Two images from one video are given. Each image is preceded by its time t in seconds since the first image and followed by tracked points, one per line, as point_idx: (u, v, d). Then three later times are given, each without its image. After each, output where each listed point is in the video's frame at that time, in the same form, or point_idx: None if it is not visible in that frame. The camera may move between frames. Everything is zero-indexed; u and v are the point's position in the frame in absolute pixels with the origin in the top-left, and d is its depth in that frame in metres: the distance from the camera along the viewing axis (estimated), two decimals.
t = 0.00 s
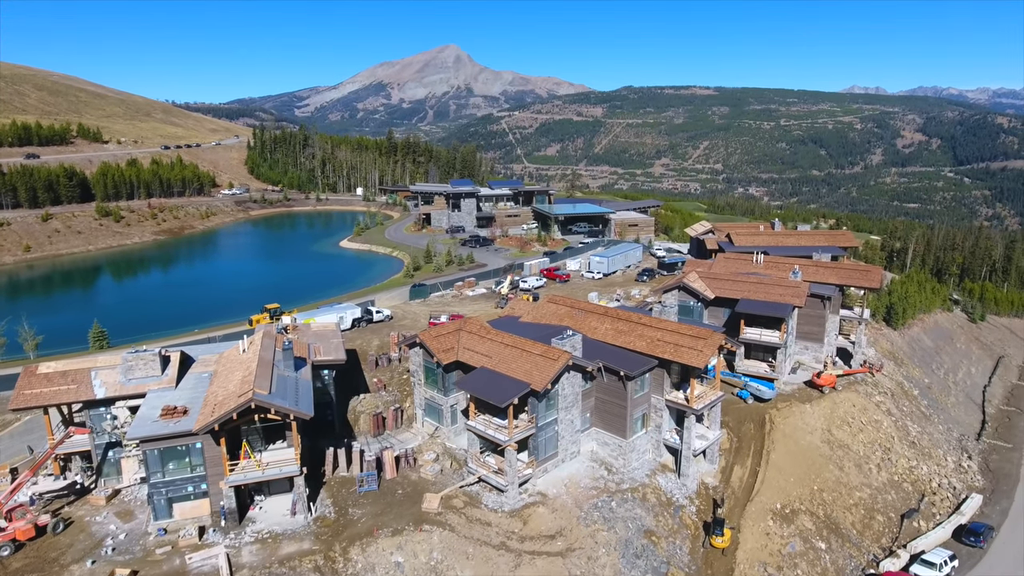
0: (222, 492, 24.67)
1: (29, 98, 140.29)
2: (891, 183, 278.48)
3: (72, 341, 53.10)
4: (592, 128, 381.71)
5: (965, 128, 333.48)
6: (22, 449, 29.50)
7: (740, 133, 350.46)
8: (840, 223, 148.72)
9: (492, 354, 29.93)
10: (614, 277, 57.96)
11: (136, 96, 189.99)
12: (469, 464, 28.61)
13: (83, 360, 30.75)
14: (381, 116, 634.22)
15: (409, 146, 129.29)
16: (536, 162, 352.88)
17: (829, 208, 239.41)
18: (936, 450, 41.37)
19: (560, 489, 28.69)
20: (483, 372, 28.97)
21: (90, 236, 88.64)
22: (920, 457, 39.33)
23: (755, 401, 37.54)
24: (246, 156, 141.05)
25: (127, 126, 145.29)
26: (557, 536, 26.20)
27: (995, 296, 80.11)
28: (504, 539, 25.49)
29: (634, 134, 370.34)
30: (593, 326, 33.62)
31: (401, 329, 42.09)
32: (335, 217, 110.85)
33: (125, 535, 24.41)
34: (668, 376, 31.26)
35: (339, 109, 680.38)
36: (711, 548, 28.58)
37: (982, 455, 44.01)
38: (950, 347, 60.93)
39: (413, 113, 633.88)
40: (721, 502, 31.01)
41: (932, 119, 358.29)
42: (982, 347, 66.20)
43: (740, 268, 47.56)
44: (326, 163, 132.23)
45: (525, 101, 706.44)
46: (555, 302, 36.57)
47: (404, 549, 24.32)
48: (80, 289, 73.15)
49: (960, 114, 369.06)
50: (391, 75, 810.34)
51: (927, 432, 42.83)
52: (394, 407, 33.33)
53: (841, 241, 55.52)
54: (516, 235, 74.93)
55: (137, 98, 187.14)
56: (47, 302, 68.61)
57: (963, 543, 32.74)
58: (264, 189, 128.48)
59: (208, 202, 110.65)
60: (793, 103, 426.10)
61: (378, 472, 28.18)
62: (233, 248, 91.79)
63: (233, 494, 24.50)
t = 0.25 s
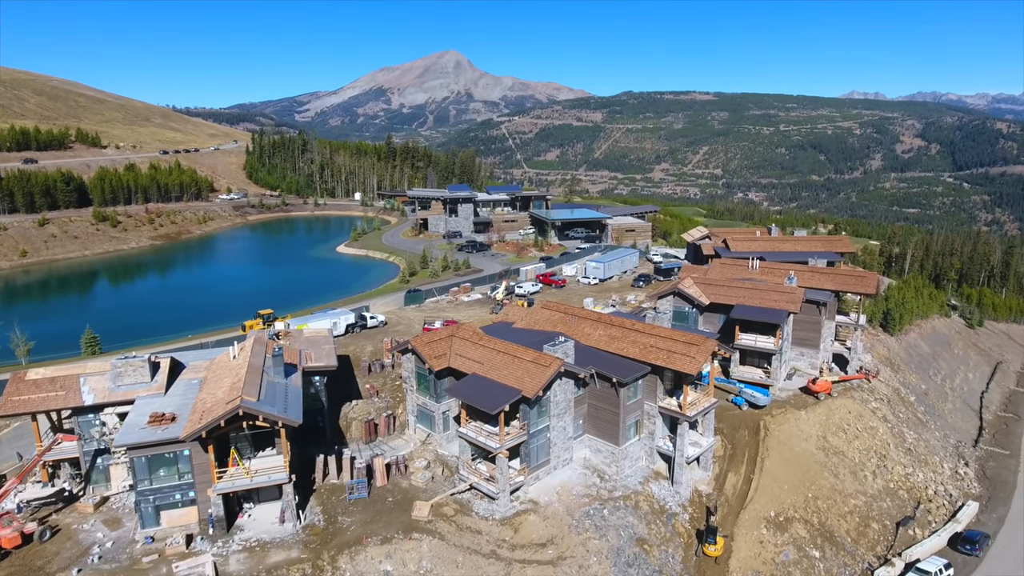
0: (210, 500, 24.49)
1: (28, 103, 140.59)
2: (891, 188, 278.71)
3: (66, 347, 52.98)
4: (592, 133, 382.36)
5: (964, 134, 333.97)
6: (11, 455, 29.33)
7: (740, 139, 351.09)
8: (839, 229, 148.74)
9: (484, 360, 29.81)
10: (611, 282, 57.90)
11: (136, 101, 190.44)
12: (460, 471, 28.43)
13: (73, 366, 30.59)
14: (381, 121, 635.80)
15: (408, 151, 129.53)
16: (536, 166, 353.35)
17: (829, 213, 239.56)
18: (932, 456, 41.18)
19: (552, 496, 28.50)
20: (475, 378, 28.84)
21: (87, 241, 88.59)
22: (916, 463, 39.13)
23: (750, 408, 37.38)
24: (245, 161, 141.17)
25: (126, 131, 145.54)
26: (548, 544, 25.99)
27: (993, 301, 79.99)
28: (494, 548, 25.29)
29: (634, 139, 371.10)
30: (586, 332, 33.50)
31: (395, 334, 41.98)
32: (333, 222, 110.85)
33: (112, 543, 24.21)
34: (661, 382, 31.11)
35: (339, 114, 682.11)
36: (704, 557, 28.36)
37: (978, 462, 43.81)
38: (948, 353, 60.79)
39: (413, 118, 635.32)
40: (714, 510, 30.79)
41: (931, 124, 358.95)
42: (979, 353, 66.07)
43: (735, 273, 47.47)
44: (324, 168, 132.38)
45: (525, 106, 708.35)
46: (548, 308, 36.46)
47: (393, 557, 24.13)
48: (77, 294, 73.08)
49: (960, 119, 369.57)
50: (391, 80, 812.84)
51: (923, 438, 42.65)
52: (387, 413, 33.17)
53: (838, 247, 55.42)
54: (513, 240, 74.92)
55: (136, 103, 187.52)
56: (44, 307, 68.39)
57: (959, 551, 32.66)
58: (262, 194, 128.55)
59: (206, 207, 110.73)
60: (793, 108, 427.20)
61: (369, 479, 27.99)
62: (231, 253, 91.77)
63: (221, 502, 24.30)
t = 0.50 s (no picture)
0: (197, 508, 24.31)
1: (27, 108, 140.81)
2: (890, 193, 278.92)
3: (60, 352, 52.82)
4: (591, 138, 383.04)
5: (963, 139, 334.47)
6: None
7: (739, 144, 351.53)
8: (838, 234, 148.71)
9: (475, 367, 29.65)
10: (606, 288, 57.77)
11: (135, 106, 190.87)
12: (451, 478, 28.24)
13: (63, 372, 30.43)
14: (381, 126, 636.91)
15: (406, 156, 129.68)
16: (535, 171, 353.72)
17: (828, 218, 239.49)
18: (928, 463, 40.98)
19: (543, 504, 28.31)
20: (466, 385, 28.68)
21: (83, 246, 88.47)
22: (912, 471, 38.91)
23: (745, 414, 37.21)
24: (243, 166, 141.32)
25: (124, 136, 145.66)
26: (539, 552, 25.80)
27: (991, 307, 79.87)
28: (484, 556, 25.08)
29: (633, 144, 371.70)
30: (579, 339, 33.35)
31: (389, 340, 41.83)
32: (330, 227, 110.83)
33: (98, 552, 24.03)
34: (654, 389, 30.94)
35: (339, 118, 683.35)
36: (697, 565, 28.13)
37: (975, 469, 43.60)
38: (945, 358, 60.64)
39: (413, 123, 636.50)
40: (707, 518, 30.59)
41: (930, 130, 359.53)
42: (977, 359, 65.89)
43: (730, 279, 47.36)
44: (323, 173, 132.47)
45: (525, 111, 709.85)
46: (542, 314, 36.33)
47: (382, 566, 23.91)
48: (74, 299, 73.01)
49: (958, 124, 370.14)
50: (392, 85, 814.67)
51: (919, 445, 42.45)
52: (379, 420, 33.02)
53: (834, 252, 55.33)
54: (509, 246, 74.84)
55: (135, 108, 187.93)
56: (40, 312, 68.27)
57: (955, 560, 32.42)
58: (260, 199, 128.56)
59: (203, 212, 110.73)
60: (792, 113, 428.12)
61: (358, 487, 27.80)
62: (228, 258, 91.76)
63: (208, 510, 24.12)
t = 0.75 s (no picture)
0: (184, 516, 24.11)
1: (25, 113, 140.95)
2: (889, 198, 279.20)
3: (53, 358, 52.59)
4: (590, 143, 383.73)
5: (962, 144, 335.19)
6: None
7: (738, 149, 352.26)
8: (837, 239, 148.74)
9: (467, 373, 29.50)
10: (602, 294, 57.69)
11: (133, 111, 191.05)
12: (442, 486, 28.05)
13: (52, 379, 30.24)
14: (381, 131, 638.09)
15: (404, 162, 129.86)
16: (535, 176, 354.19)
17: (827, 223, 239.80)
18: (923, 470, 40.80)
19: (534, 512, 28.10)
20: (457, 392, 28.53)
21: (79, 251, 88.33)
22: (907, 478, 38.72)
23: (739, 421, 37.09)
24: (241, 171, 141.41)
25: (122, 141, 145.76)
26: (529, 561, 25.58)
27: (988, 313, 79.84)
28: (474, 565, 24.87)
29: (632, 150, 372.46)
30: (572, 345, 33.22)
31: (382, 346, 41.70)
32: (328, 232, 110.81)
33: (84, 561, 23.79)
34: (646, 396, 30.78)
35: (339, 123, 684.57)
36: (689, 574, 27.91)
37: (971, 476, 43.44)
38: (942, 365, 60.52)
39: (413, 128, 637.58)
40: (700, 526, 30.37)
41: (929, 135, 360.27)
42: (974, 364, 65.76)
43: (725, 285, 47.27)
44: (320, 178, 132.53)
45: (524, 116, 711.54)
46: (535, 320, 36.20)
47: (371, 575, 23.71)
48: (70, 304, 72.83)
49: (957, 130, 371.13)
50: (392, 91, 816.64)
51: (915, 452, 42.27)
52: (370, 427, 32.85)
53: (830, 258, 55.26)
54: (506, 251, 74.82)
55: (134, 112, 188.10)
56: (35, 317, 68.11)
57: (950, 568, 32.20)
58: (258, 204, 128.57)
59: (200, 217, 110.72)
60: (791, 118, 429.21)
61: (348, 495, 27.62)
62: (225, 263, 91.66)
63: (195, 518, 23.92)
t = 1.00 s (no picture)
0: (171, 524, 23.92)
1: (24, 118, 141.24)
2: (888, 203, 279.45)
3: (47, 364, 52.42)
4: (590, 148, 384.35)
5: (961, 150, 335.72)
6: None
7: (738, 154, 352.88)
8: (836, 244, 148.59)
9: (458, 380, 29.35)
10: (598, 299, 57.61)
11: (133, 116, 191.43)
12: (433, 494, 27.85)
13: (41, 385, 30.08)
14: (381, 136, 639.51)
15: (403, 166, 130.06)
16: (534, 181, 354.68)
17: (826, 228, 239.94)
18: (920, 477, 40.57)
19: (525, 520, 27.89)
20: (448, 399, 28.37)
21: (75, 256, 88.24)
22: (903, 485, 38.51)
23: (733, 428, 36.95)
24: (239, 176, 141.53)
25: (121, 146, 146.03)
26: (520, 570, 25.37)
27: (986, 318, 79.72)
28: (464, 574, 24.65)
29: (632, 155, 373.15)
30: (565, 351, 33.08)
31: (376, 352, 41.57)
32: (326, 237, 110.78)
33: (70, 569, 23.58)
34: (639, 403, 30.60)
35: (340, 128, 686.05)
36: None
37: (968, 483, 43.23)
38: (939, 370, 60.36)
39: (413, 133, 638.92)
40: (694, 534, 30.14)
41: (928, 140, 360.95)
42: (972, 370, 65.60)
43: (721, 290, 47.15)
44: (319, 183, 132.65)
45: (524, 121, 713.21)
46: (528, 326, 36.08)
47: None
48: (67, 309, 72.76)
49: (956, 135, 371.68)
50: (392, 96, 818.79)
51: (912, 459, 42.06)
52: (362, 434, 32.69)
53: (827, 264, 55.13)
54: (502, 256, 74.80)
55: (133, 117, 188.51)
56: (32, 322, 68.01)
57: None
58: (256, 209, 128.66)
59: (198, 222, 110.77)
60: (790, 124, 430.24)
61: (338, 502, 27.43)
62: (223, 268, 91.65)
63: (182, 526, 23.73)
